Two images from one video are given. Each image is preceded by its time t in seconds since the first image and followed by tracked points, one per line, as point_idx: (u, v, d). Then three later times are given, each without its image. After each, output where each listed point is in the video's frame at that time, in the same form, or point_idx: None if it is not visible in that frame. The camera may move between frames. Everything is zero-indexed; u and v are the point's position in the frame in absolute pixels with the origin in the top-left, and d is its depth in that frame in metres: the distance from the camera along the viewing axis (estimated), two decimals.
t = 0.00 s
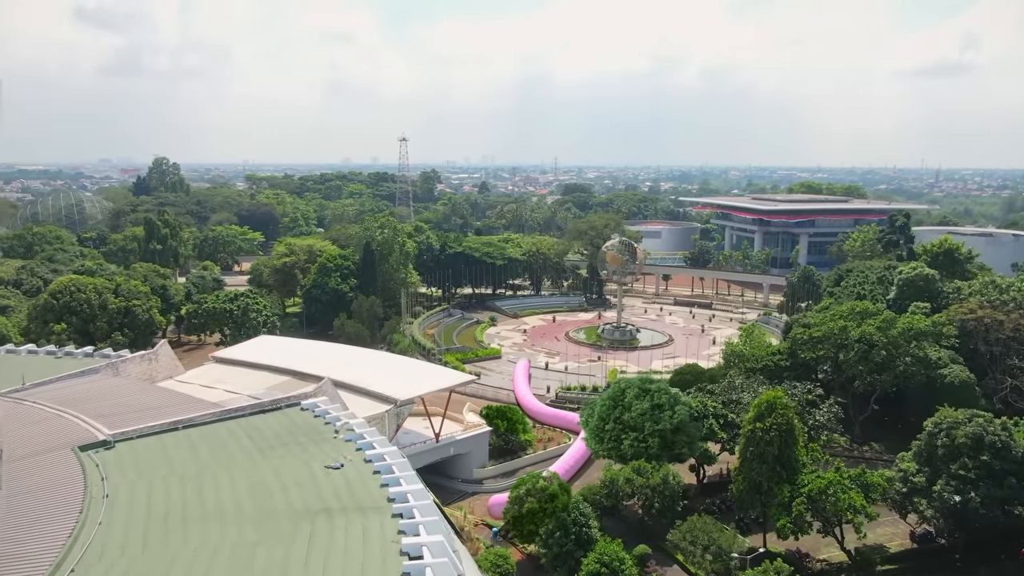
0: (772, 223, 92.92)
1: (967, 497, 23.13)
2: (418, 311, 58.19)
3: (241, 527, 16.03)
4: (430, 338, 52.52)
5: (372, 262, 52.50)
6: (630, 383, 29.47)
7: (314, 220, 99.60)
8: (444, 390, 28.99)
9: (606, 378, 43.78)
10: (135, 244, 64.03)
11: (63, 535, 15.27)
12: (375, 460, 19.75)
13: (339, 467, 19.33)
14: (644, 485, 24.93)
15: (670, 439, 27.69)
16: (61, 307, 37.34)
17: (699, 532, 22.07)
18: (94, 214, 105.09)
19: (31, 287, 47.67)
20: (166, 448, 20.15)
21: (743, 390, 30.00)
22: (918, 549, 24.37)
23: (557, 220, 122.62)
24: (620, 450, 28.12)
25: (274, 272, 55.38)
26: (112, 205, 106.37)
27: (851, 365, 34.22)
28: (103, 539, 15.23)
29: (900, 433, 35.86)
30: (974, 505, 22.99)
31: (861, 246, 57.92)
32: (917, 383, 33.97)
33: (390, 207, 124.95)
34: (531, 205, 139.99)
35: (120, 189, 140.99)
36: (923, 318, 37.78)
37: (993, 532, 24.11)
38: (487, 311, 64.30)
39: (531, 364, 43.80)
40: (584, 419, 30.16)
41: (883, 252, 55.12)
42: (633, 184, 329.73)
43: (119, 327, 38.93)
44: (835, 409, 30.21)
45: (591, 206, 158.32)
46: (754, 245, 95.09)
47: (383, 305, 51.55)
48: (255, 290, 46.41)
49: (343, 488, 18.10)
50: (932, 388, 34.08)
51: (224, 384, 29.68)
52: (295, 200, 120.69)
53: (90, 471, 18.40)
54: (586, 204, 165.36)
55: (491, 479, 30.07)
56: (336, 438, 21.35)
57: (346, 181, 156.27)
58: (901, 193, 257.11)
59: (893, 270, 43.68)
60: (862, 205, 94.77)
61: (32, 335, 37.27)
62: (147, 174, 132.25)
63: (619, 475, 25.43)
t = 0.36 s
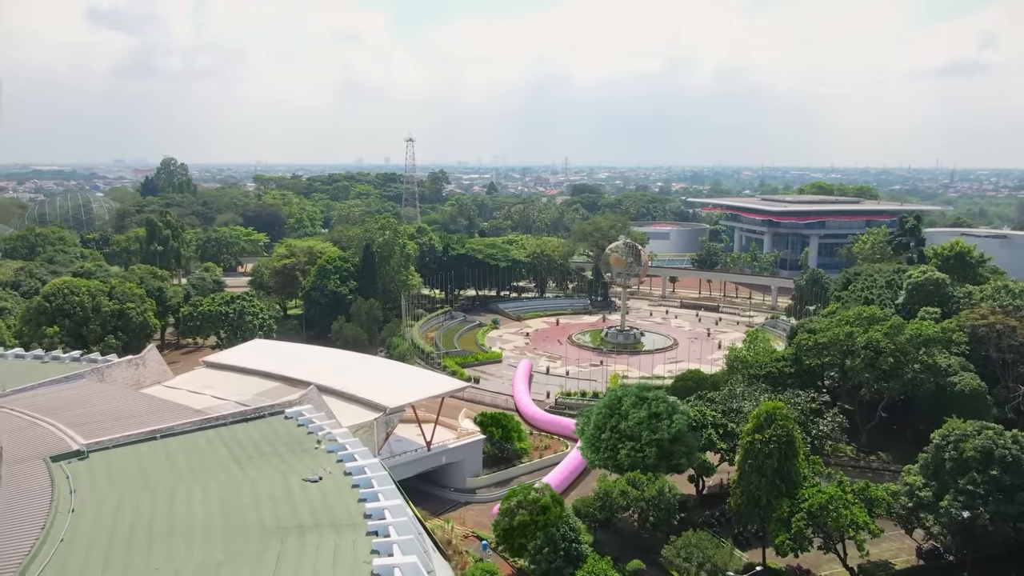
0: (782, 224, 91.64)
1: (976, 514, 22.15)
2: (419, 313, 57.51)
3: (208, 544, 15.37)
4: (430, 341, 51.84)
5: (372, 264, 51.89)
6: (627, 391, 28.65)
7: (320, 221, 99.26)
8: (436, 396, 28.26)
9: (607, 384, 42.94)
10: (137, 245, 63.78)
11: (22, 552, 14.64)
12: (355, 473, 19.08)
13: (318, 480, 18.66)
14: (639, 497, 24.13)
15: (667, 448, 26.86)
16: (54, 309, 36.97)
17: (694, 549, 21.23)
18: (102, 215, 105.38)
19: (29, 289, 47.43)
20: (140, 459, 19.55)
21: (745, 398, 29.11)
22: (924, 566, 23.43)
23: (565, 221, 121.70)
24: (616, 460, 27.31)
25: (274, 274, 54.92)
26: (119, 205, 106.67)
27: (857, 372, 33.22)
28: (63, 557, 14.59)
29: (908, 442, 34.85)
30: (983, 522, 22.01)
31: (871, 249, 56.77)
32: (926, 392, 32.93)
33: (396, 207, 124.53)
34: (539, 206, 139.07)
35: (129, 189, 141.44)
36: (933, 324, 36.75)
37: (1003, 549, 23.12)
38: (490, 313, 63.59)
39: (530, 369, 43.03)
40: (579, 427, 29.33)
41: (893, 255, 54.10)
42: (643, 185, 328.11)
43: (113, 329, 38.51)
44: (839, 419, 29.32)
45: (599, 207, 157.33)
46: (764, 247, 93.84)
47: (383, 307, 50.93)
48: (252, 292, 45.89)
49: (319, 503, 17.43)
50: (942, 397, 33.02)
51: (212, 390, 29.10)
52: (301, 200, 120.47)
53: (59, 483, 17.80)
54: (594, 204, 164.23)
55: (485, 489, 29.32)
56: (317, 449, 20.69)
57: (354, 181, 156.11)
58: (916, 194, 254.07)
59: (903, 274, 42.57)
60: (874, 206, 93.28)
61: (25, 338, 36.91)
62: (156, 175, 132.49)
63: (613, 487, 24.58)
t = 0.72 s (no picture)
0: (791, 226, 90.33)
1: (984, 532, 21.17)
2: (420, 315, 56.79)
3: (172, 562, 14.71)
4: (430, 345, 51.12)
5: (372, 266, 51.24)
6: (624, 399, 27.80)
7: (325, 222, 98.84)
8: (426, 404, 27.51)
9: (608, 389, 42.06)
10: (139, 246, 63.49)
11: None
12: (332, 487, 18.38)
13: (293, 493, 17.99)
14: (633, 510, 23.29)
15: (664, 459, 26.00)
16: (46, 312, 36.59)
17: (687, 567, 20.34)
18: (108, 215, 105.61)
19: (26, 290, 47.14)
20: (113, 471, 18.93)
21: (745, 407, 28.20)
22: None
23: (572, 221, 120.75)
24: (611, 470, 26.47)
25: (274, 275, 54.42)
26: (126, 206, 106.90)
27: (863, 379, 32.20)
28: None
29: (916, 451, 33.77)
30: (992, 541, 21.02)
31: (880, 251, 55.58)
32: (935, 400, 31.87)
33: (403, 208, 124.03)
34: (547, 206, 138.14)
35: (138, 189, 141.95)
36: (942, 329, 35.68)
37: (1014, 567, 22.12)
38: (493, 316, 62.83)
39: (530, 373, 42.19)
40: (574, 435, 28.51)
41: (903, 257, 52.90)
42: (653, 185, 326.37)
43: (105, 332, 38.08)
44: (843, 429, 28.39)
45: (608, 207, 156.20)
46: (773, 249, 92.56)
47: (382, 310, 50.27)
48: (249, 295, 45.37)
49: (292, 519, 16.74)
50: (952, 405, 31.95)
51: (199, 396, 28.49)
52: (308, 201, 120.27)
53: (26, 496, 17.19)
54: (603, 205, 163.17)
55: (477, 498, 28.54)
56: (297, 460, 20.02)
57: (361, 181, 155.80)
58: (930, 194, 250.84)
59: (912, 277, 41.46)
60: (885, 207, 91.73)
61: (16, 341, 36.56)
62: (164, 175, 132.73)
63: (606, 499, 23.77)
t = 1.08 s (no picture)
0: (800, 227, 88.94)
1: (991, 551, 20.21)
2: (420, 318, 56.02)
3: None
4: (428, 348, 50.39)
5: (370, 268, 50.52)
6: (618, 407, 26.96)
7: (329, 223, 98.34)
8: (414, 411, 26.75)
9: (607, 395, 41.17)
10: (138, 247, 63.15)
11: None
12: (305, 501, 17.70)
13: (264, 509, 17.32)
14: (624, 524, 22.45)
15: (659, 470, 25.16)
16: (36, 315, 36.25)
17: None
18: (113, 215, 105.60)
19: (22, 291, 46.78)
20: (80, 483, 18.31)
21: (744, 416, 27.34)
22: None
23: (578, 222, 119.78)
24: (604, 481, 25.63)
25: (272, 277, 53.86)
26: (132, 206, 106.91)
27: (868, 387, 31.19)
28: None
29: (923, 460, 32.69)
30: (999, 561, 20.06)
31: (889, 254, 54.29)
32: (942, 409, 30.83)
33: (408, 208, 123.37)
34: (553, 206, 137.17)
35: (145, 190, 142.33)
36: (951, 335, 34.62)
37: None
38: (494, 318, 62.05)
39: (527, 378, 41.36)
40: (567, 445, 27.68)
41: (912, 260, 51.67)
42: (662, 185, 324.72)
43: (96, 335, 37.65)
44: (845, 439, 27.49)
45: (615, 208, 154.88)
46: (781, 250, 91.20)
47: (380, 313, 49.58)
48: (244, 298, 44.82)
49: (260, 536, 16.06)
50: (960, 414, 30.91)
51: (184, 403, 27.89)
52: (313, 202, 119.91)
53: None
54: (610, 205, 161.65)
55: (467, 509, 27.77)
56: (272, 472, 19.36)
57: (368, 182, 155.42)
58: (943, 194, 247.26)
59: (920, 282, 40.38)
60: (896, 208, 90.15)
61: (6, 344, 36.26)
62: (170, 176, 132.82)
63: (597, 513, 22.96)
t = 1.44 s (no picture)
0: (805, 228, 87.69)
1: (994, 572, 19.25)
2: (415, 321, 55.21)
3: None
4: (422, 352, 49.60)
5: (364, 270, 49.75)
6: (607, 416, 26.08)
7: (328, 223, 97.71)
8: (397, 420, 25.87)
9: (603, 401, 40.27)
10: (133, 248, 62.66)
11: None
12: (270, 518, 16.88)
13: (228, 525, 16.55)
14: (610, 539, 21.59)
15: (649, 481, 24.27)
16: (20, 318, 35.71)
17: None
18: (114, 215, 105.39)
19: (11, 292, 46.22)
20: (39, 496, 17.62)
21: (738, 425, 26.42)
22: None
23: (580, 223, 118.79)
24: (593, 493, 24.77)
25: (265, 279, 53.20)
26: (132, 206, 106.69)
27: (868, 395, 30.20)
28: None
29: (926, 471, 31.69)
30: None
31: (894, 257, 53.11)
32: (945, 419, 29.82)
33: (410, 208, 122.65)
34: (556, 207, 136.25)
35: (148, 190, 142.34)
36: (955, 341, 33.58)
37: None
38: (492, 321, 61.21)
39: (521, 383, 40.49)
40: (555, 454, 26.78)
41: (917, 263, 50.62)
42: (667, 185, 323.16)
43: (81, 338, 37.06)
44: (843, 450, 26.54)
45: (619, 208, 153.90)
46: (785, 252, 89.99)
47: (373, 316, 48.82)
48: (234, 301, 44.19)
49: (219, 554, 15.30)
50: (963, 424, 29.88)
51: (163, 409, 27.19)
52: (314, 202, 119.40)
53: None
54: (614, 206, 160.48)
55: (452, 520, 26.90)
56: (240, 486, 18.56)
57: (370, 182, 154.86)
58: (951, 195, 245.00)
59: (924, 286, 39.31)
60: (902, 209, 88.85)
61: None
62: (172, 176, 132.59)
63: (583, 527, 22.10)
